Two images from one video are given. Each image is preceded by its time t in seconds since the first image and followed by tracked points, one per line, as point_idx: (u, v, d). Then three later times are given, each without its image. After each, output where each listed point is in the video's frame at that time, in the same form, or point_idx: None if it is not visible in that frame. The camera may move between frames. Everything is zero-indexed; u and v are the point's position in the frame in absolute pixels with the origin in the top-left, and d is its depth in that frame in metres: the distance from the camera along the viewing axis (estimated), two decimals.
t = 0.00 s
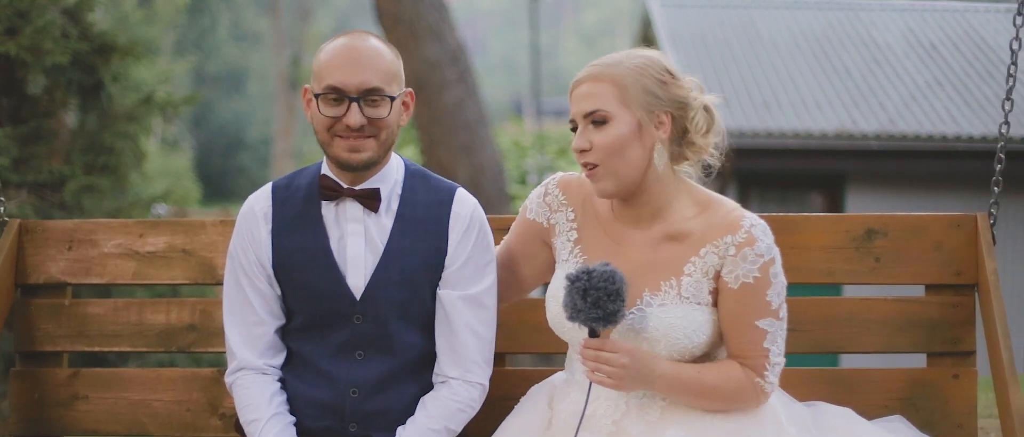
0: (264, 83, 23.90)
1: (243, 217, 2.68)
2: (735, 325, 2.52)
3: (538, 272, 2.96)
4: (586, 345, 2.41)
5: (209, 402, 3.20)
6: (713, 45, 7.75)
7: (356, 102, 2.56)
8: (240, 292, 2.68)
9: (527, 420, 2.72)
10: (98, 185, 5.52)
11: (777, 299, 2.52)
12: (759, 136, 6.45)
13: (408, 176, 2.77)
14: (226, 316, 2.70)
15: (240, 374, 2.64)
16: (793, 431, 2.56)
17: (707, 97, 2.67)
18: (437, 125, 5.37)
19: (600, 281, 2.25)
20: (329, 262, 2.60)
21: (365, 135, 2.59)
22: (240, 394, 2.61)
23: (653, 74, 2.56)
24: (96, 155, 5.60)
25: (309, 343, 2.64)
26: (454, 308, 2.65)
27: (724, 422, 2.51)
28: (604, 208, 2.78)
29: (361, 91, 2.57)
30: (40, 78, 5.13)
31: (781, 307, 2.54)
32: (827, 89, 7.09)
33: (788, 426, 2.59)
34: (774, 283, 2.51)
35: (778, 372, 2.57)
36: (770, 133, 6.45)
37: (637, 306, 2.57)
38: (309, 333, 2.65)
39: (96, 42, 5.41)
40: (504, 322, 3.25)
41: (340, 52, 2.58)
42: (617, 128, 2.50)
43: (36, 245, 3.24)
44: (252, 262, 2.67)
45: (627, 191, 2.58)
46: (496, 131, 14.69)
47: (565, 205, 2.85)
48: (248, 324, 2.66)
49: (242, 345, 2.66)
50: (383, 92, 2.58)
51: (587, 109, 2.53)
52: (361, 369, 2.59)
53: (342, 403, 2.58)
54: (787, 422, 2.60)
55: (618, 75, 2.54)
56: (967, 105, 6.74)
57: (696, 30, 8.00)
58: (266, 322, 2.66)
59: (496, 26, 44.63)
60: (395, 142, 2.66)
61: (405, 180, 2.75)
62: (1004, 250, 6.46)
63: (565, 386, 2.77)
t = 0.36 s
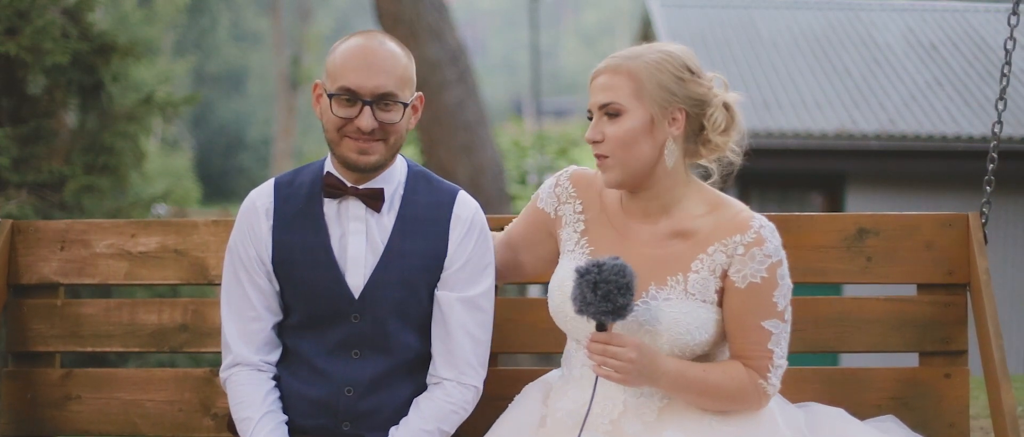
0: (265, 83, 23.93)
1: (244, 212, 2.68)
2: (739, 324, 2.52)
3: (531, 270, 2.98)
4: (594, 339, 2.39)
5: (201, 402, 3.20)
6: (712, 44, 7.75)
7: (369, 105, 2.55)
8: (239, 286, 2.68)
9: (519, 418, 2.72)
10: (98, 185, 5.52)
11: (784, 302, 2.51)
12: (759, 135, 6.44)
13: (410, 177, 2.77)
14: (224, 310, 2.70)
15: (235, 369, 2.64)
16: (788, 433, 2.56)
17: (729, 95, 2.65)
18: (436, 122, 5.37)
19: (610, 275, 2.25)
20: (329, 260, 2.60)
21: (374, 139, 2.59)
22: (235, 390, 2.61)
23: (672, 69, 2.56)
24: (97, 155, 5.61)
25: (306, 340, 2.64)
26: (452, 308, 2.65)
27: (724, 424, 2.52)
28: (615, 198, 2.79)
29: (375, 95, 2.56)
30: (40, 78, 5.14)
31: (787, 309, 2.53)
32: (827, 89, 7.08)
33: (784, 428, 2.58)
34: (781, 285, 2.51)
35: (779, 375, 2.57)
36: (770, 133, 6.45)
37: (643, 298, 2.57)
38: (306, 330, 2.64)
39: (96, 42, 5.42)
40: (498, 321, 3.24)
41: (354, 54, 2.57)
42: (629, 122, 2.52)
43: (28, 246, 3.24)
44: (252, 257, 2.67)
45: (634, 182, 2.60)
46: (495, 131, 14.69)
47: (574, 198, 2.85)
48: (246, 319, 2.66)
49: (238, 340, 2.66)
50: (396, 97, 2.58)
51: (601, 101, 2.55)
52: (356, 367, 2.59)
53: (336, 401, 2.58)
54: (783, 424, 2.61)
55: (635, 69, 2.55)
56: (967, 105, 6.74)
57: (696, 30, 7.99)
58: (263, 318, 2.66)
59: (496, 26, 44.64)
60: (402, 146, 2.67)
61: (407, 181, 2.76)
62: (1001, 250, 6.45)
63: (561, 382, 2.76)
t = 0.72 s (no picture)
0: (264, 83, 23.90)
1: (242, 215, 2.68)
2: (740, 327, 2.50)
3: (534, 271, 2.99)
4: (594, 340, 2.42)
5: (213, 400, 3.20)
6: (713, 44, 7.74)
7: (391, 112, 2.56)
8: (240, 290, 2.68)
9: (530, 419, 2.73)
10: (98, 185, 5.52)
11: (784, 305, 2.51)
12: (759, 136, 6.44)
13: (406, 175, 2.77)
14: (226, 315, 2.69)
15: (241, 373, 2.64)
16: (797, 433, 2.57)
17: (733, 89, 2.63)
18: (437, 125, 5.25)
19: (608, 274, 2.26)
20: (327, 260, 2.60)
21: (384, 146, 2.59)
22: (243, 393, 2.61)
23: (672, 69, 2.56)
24: (97, 155, 5.60)
25: (309, 341, 2.64)
26: (453, 306, 2.65)
27: (729, 425, 2.51)
28: (618, 202, 2.79)
29: (400, 104, 2.57)
30: (40, 78, 5.13)
31: (788, 312, 2.53)
32: (827, 89, 7.09)
33: (792, 428, 2.59)
34: (782, 288, 2.50)
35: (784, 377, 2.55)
36: (770, 133, 6.45)
37: (644, 302, 2.56)
38: (308, 331, 2.65)
39: (95, 42, 5.41)
40: (507, 321, 3.25)
41: (393, 58, 2.59)
42: (631, 124, 2.53)
43: (38, 245, 3.24)
44: (251, 260, 2.66)
45: (636, 182, 2.61)
46: (495, 131, 14.69)
47: (577, 208, 2.84)
48: (248, 322, 2.66)
49: (242, 343, 2.66)
50: (418, 113, 2.60)
51: (603, 102, 2.57)
52: (361, 366, 2.59)
53: (343, 401, 2.58)
54: (791, 424, 2.61)
55: (635, 69, 2.55)
56: (967, 105, 6.76)
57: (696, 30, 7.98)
58: (265, 320, 2.66)
59: (496, 26, 44.63)
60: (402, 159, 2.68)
61: (403, 179, 2.76)
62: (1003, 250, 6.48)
63: (569, 386, 2.76)
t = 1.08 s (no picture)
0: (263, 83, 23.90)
1: (258, 212, 2.68)
2: (743, 326, 2.50)
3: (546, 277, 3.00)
4: (598, 338, 2.44)
5: (216, 400, 3.20)
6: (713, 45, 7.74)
7: (387, 115, 2.55)
8: (255, 288, 2.68)
9: (535, 419, 2.73)
10: (98, 185, 5.51)
11: (788, 304, 2.51)
12: (760, 136, 6.45)
13: (424, 179, 2.78)
14: (240, 311, 2.70)
15: (252, 370, 2.64)
16: (800, 432, 2.57)
17: (734, 87, 2.63)
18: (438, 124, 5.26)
19: (612, 272, 2.27)
20: (342, 263, 2.61)
21: (390, 149, 2.58)
22: (252, 389, 2.61)
23: (671, 69, 2.56)
24: (97, 155, 5.60)
25: (320, 342, 2.64)
26: (466, 312, 2.65)
27: (733, 424, 2.51)
28: (620, 202, 2.79)
29: (394, 105, 2.56)
30: (40, 78, 5.13)
31: (791, 311, 2.52)
32: (828, 89, 7.09)
33: (796, 427, 2.59)
34: (785, 287, 2.50)
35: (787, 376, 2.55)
36: (771, 133, 6.45)
37: (646, 301, 2.56)
38: (320, 331, 2.65)
39: (95, 42, 5.41)
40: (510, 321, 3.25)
41: (382, 60, 2.57)
42: (630, 125, 2.53)
43: (41, 245, 3.24)
44: (266, 258, 2.66)
45: (637, 182, 2.61)
46: (496, 131, 14.69)
47: (578, 209, 2.84)
48: (260, 320, 2.67)
49: (253, 340, 2.66)
50: (417, 110, 2.58)
51: (603, 104, 2.57)
52: (372, 368, 2.59)
53: (352, 403, 2.58)
54: (794, 424, 2.61)
55: (635, 71, 2.55)
56: (967, 105, 6.77)
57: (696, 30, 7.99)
58: (279, 318, 2.66)
59: (496, 26, 44.63)
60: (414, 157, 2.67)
61: (422, 183, 2.76)
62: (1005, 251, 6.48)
63: (572, 386, 2.76)
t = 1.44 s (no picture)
0: (264, 83, 23.89)
1: (267, 209, 2.67)
2: (739, 327, 2.50)
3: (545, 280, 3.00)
4: (593, 338, 2.41)
5: (212, 402, 3.20)
6: (713, 44, 7.74)
7: (431, 137, 2.55)
8: (262, 284, 2.67)
9: (533, 421, 2.72)
10: (98, 185, 5.51)
11: (783, 304, 2.51)
12: (759, 136, 6.44)
13: (437, 185, 2.78)
14: (245, 306, 2.69)
15: (255, 368, 2.64)
16: (797, 433, 2.56)
17: (728, 85, 2.63)
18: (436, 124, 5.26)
19: (608, 272, 2.26)
20: (353, 265, 2.60)
21: (416, 168, 2.58)
22: (254, 388, 2.60)
23: (663, 68, 2.56)
24: (97, 155, 5.59)
25: (323, 343, 2.64)
26: (474, 319, 2.64)
27: (728, 425, 2.50)
28: (616, 203, 2.79)
29: (441, 130, 2.56)
30: (40, 78, 5.13)
31: (786, 312, 2.53)
32: (827, 89, 7.08)
33: (792, 428, 2.58)
34: (781, 288, 2.50)
35: (782, 377, 2.55)
36: (771, 133, 6.44)
37: (642, 301, 2.56)
38: (322, 331, 2.64)
39: (95, 42, 5.41)
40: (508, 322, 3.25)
41: (444, 82, 2.57)
42: (625, 126, 2.52)
43: (38, 246, 3.24)
44: (273, 255, 2.66)
45: (633, 183, 2.61)
46: (496, 131, 14.69)
47: (574, 209, 2.85)
48: (266, 317, 2.66)
49: (257, 337, 2.65)
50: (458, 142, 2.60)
51: (597, 106, 2.56)
52: (373, 369, 2.59)
53: (353, 404, 2.58)
54: (789, 424, 2.60)
55: (627, 71, 2.55)
56: (967, 105, 6.77)
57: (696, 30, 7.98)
58: (284, 316, 2.66)
59: (496, 26, 44.63)
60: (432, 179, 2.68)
61: (434, 188, 2.76)
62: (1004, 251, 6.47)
63: (568, 388, 2.76)
